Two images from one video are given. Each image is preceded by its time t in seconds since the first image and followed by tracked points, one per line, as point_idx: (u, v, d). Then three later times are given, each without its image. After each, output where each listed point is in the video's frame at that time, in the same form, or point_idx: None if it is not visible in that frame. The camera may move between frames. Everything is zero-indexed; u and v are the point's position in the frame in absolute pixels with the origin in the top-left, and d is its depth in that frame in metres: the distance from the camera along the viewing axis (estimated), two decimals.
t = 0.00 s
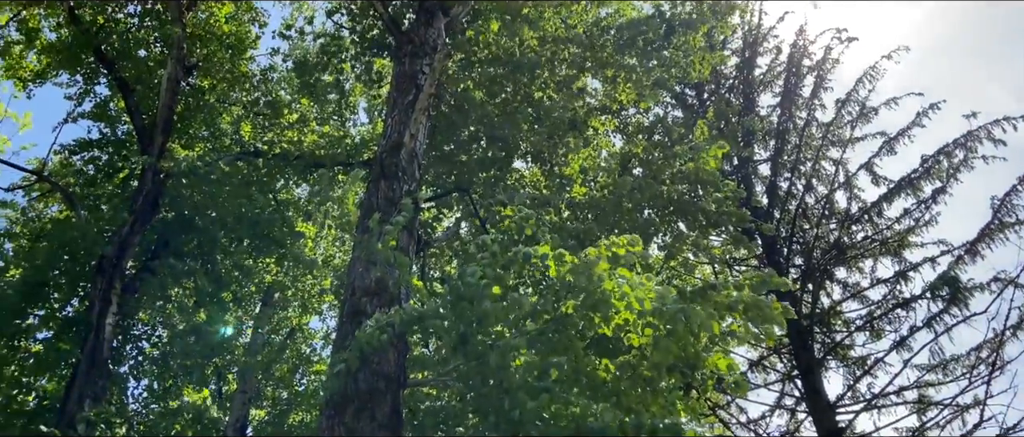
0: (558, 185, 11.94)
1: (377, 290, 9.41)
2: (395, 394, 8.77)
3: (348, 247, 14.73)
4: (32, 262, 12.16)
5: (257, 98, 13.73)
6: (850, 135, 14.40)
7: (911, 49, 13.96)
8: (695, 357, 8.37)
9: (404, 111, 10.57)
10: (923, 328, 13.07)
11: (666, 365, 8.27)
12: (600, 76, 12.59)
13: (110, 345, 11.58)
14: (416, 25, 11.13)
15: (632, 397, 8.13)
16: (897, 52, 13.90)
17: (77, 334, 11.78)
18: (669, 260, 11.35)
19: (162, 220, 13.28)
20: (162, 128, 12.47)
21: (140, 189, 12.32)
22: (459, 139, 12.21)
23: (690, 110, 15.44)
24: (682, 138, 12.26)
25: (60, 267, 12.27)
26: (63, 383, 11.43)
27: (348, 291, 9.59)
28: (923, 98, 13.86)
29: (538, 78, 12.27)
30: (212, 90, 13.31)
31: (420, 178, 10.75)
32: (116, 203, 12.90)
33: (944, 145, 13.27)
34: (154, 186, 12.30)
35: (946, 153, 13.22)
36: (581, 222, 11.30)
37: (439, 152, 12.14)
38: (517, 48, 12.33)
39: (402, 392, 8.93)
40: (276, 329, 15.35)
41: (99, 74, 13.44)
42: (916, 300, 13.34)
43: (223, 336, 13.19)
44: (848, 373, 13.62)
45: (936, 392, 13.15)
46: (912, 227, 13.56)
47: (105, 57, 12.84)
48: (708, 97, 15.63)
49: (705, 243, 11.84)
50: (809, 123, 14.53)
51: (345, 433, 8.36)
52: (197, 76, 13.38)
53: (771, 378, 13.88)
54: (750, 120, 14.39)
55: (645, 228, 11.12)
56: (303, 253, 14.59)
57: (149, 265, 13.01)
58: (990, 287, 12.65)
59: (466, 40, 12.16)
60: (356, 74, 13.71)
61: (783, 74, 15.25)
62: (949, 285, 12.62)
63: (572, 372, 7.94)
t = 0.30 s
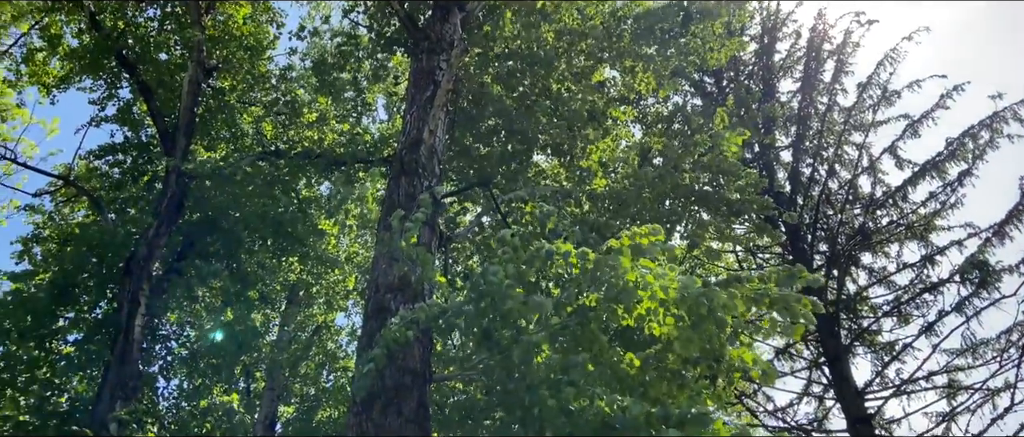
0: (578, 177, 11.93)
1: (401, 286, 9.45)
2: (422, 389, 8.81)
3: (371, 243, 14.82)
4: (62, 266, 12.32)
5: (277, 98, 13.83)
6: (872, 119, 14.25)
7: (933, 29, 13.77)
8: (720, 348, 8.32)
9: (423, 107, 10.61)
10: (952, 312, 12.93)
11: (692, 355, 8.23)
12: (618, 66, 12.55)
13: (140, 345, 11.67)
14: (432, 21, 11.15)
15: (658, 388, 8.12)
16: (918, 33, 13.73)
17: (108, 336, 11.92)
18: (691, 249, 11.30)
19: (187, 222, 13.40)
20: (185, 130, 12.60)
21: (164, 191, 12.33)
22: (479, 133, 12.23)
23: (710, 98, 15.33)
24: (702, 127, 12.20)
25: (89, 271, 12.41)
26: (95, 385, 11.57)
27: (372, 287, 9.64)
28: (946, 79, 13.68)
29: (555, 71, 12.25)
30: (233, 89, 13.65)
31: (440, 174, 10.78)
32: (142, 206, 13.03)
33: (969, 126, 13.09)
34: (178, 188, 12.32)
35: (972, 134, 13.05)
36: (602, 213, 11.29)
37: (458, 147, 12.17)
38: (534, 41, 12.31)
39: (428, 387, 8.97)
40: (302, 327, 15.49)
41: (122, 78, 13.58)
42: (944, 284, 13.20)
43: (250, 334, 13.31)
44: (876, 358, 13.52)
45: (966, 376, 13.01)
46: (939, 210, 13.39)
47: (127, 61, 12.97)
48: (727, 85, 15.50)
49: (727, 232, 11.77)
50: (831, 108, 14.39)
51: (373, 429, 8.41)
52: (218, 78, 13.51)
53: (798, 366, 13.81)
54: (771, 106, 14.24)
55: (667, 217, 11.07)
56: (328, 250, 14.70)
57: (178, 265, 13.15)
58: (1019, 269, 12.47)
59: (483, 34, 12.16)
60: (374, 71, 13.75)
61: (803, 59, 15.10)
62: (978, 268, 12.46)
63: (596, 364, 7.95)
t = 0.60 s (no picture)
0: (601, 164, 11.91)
1: (428, 279, 9.52)
2: (453, 380, 8.88)
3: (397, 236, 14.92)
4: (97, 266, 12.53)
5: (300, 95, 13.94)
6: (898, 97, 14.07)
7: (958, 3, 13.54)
8: (748, 333, 8.30)
9: (444, 100, 10.65)
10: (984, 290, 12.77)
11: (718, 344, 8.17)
12: (639, 52, 12.50)
13: (174, 342, 11.84)
14: (450, 13, 11.17)
15: (686, 374, 8.12)
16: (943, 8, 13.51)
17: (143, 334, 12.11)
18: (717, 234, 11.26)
19: (216, 220, 13.56)
20: (211, 130, 12.76)
21: (192, 191, 12.49)
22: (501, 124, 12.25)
23: (732, 81, 15.22)
24: (724, 110, 12.13)
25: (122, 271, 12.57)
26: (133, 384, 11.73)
27: (399, 281, 9.72)
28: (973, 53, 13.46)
29: (575, 59, 12.22)
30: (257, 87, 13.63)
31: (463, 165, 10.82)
32: (172, 206, 13.21)
33: (998, 101, 12.89)
34: (206, 187, 12.48)
35: (1001, 109, 12.83)
36: (626, 200, 11.28)
37: (481, 138, 12.20)
38: (553, 30, 12.29)
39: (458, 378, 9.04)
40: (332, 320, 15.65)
41: (148, 81, 13.76)
42: (976, 262, 13.03)
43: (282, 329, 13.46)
44: (908, 338, 13.39)
45: (1001, 354, 12.85)
46: (969, 187, 13.20)
47: (152, 63, 13.13)
48: (749, 67, 15.35)
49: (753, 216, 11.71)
50: (856, 87, 14.23)
51: (405, 421, 8.50)
52: (242, 78, 13.64)
53: (829, 348, 13.72)
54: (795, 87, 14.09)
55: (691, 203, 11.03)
56: (355, 244, 14.82)
57: (208, 263, 13.33)
58: None
59: (501, 25, 12.16)
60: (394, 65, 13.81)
61: (827, 38, 14.94)
62: (1011, 244, 12.28)
63: (624, 352, 7.96)
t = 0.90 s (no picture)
0: (625, 147, 11.87)
1: (456, 266, 9.55)
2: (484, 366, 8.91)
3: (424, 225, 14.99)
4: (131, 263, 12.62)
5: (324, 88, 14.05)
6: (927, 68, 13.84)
7: None
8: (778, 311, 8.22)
9: (465, 88, 10.67)
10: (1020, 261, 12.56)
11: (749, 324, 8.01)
12: (660, 33, 12.41)
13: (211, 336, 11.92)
14: (469, 1, 11.16)
15: (718, 356, 8.07)
16: None
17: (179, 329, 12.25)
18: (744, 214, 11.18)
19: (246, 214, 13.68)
20: (237, 125, 12.91)
21: (221, 186, 12.64)
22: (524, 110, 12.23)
23: (756, 58, 15.07)
24: (748, 88, 12.02)
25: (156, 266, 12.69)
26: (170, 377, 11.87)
27: (428, 269, 9.76)
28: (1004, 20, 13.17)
29: (596, 42, 12.15)
30: (281, 81, 13.90)
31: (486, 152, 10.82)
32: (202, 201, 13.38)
33: None
34: (235, 183, 12.62)
35: None
36: (651, 182, 11.23)
37: (504, 125, 12.20)
38: (573, 13, 12.23)
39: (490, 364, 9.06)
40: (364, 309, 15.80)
41: (174, 79, 13.91)
42: (1011, 233, 12.80)
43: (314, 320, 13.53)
44: (943, 312, 13.22)
45: None
46: (1002, 157, 12.93)
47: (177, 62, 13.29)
48: (773, 43, 15.16)
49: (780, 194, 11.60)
50: (883, 59, 14.00)
51: (439, 407, 8.54)
52: (266, 72, 13.80)
53: (862, 323, 13.60)
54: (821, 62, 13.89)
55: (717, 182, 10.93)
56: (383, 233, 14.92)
57: (240, 257, 13.45)
58: None
59: (521, 10, 12.12)
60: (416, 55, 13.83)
61: (852, 11, 14.72)
62: None
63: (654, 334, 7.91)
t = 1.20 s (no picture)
0: (650, 125, 11.80)
1: (484, 249, 9.53)
2: (516, 347, 8.63)
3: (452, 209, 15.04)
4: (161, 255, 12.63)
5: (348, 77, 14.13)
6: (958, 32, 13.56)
7: None
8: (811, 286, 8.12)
9: (487, 72, 10.68)
10: None
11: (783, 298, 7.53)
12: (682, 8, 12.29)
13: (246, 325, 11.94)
14: None
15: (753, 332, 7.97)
16: None
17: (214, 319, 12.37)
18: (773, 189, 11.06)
19: (276, 203, 13.74)
20: (264, 117, 13.06)
21: (251, 178, 12.66)
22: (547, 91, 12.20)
23: (781, 29, 14.87)
24: (773, 61, 11.88)
25: (189, 257, 12.78)
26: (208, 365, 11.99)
27: (456, 253, 9.76)
28: None
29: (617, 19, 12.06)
30: (304, 72, 14.07)
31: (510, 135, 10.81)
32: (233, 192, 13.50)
33: None
34: (264, 173, 12.63)
35: None
36: (677, 159, 11.15)
37: (527, 107, 12.16)
38: None
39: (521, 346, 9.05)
40: (395, 295, 15.90)
41: (200, 73, 14.06)
42: None
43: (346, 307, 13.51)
44: (980, 280, 13.02)
45: None
46: None
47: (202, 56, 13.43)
48: (799, 14, 14.90)
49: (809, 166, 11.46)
50: (912, 25, 13.74)
51: (472, 389, 8.33)
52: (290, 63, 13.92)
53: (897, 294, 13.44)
54: (849, 29, 13.62)
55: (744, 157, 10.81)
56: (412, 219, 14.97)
57: (271, 247, 13.52)
58: None
59: None
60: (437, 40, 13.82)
61: None
62: None
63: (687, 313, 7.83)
